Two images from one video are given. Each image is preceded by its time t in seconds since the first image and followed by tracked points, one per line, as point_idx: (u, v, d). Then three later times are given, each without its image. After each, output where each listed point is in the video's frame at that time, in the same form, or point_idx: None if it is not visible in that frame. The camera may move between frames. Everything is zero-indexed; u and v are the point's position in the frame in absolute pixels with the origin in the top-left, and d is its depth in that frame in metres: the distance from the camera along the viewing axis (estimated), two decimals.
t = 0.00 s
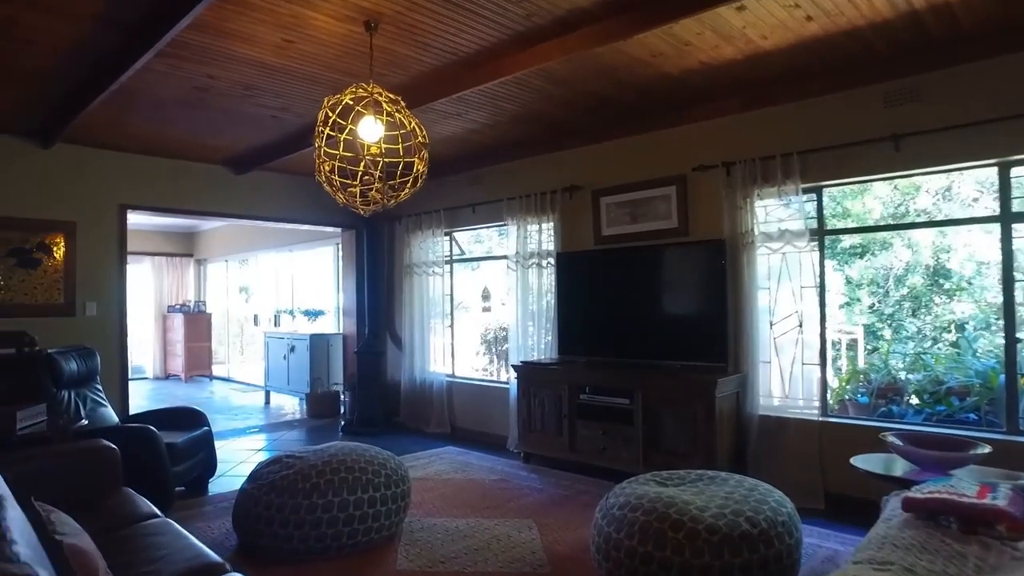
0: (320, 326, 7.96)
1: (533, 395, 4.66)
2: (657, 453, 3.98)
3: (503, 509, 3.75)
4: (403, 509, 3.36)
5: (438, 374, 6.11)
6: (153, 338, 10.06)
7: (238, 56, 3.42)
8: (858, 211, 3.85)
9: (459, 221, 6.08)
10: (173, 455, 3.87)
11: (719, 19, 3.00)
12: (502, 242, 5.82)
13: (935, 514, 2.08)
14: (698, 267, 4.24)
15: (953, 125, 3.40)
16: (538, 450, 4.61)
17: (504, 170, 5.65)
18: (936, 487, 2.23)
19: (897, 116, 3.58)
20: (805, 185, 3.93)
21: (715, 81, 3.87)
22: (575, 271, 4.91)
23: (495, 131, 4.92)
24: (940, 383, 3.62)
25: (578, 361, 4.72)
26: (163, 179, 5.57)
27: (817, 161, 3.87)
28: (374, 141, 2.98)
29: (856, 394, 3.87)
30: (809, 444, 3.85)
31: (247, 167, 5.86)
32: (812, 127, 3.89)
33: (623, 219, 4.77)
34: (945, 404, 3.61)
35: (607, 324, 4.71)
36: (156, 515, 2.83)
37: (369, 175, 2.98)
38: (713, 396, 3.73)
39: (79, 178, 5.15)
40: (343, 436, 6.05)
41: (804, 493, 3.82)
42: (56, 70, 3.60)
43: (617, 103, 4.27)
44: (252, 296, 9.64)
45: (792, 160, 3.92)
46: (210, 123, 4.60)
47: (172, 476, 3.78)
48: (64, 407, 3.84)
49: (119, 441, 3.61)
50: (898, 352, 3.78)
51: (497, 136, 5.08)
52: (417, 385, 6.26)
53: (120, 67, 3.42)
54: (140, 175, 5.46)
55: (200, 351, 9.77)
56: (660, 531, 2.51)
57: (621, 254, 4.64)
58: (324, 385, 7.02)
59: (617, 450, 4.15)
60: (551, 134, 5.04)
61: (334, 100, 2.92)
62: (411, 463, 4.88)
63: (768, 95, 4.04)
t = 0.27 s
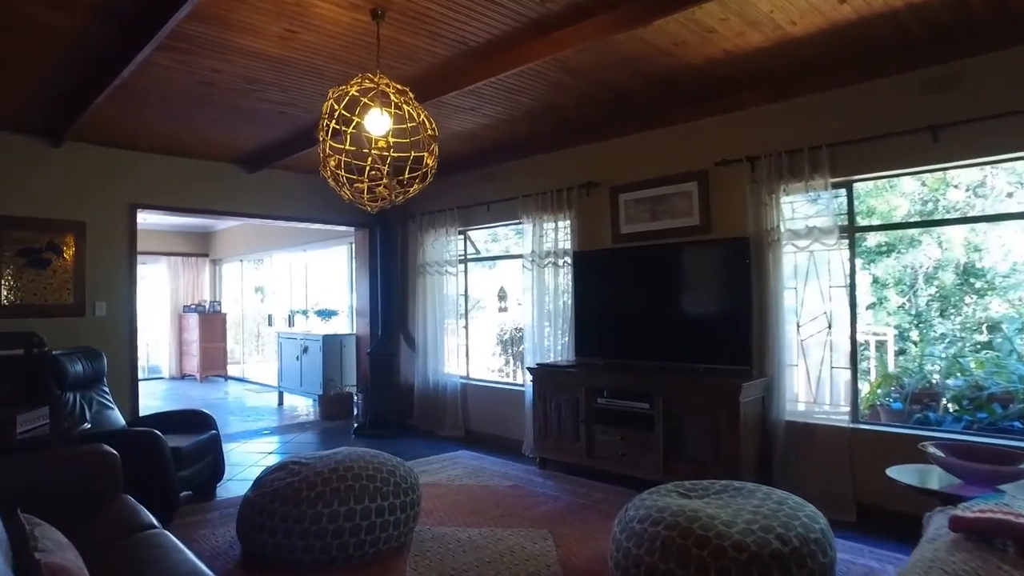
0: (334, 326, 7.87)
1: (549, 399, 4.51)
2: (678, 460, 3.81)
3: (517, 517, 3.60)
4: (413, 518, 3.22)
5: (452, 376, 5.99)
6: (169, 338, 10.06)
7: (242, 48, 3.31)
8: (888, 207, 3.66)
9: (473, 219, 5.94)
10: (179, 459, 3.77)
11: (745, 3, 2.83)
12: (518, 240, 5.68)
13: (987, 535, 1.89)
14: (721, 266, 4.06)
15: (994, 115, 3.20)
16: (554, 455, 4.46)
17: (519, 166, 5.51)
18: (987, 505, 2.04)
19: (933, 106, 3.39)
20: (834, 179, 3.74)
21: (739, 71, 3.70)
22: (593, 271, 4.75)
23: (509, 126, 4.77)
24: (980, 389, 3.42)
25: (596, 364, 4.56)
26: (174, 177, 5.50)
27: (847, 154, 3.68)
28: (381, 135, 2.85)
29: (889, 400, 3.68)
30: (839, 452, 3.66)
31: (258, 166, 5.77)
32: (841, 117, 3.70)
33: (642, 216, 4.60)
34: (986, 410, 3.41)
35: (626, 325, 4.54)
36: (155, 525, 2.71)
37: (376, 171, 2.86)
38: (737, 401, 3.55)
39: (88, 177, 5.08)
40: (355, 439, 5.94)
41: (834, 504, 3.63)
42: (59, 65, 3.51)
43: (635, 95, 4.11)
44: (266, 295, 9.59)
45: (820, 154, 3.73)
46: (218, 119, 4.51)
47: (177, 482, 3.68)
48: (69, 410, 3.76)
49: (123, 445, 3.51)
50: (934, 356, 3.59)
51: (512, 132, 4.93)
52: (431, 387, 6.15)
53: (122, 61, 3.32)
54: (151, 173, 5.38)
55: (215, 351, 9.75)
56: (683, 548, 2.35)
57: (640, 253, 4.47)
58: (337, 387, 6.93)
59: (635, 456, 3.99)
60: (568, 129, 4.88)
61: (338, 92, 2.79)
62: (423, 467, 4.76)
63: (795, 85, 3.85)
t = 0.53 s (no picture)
0: (349, 326, 7.78)
1: (567, 402, 4.35)
2: (701, 467, 3.64)
3: (532, 526, 3.45)
4: (424, 527, 3.08)
5: (467, 377, 5.86)
6: (187, 337, 10.05)
7: (248, 39, 3.20)
8: (912, 205, 3.49)
9: (489, 216, 5.81)
10: (185, 463, 3.67)
11: None
12: (535, 238, 5.53)
13: None
14: (747, 264, 3.88)
15: None
16: (571, 460, 4.30)
17: (535, 162, 5.36)
18: None
19: (975, 93, 3.18)
20: (868, 172, 3.54)
21: (766, 58, 3.52)
22: (612, 269, 4.59)
23: (525, 120, 4.63)
24: None
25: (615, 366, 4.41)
26: (186, 175, 5.43)
27: (882, 145, 3.48)
28: (389, 126, 2.72)
29: (927, 405, 3.47)
30: (874, 460, 3.46)
31: (270, 163, 5.68)
32: (875, 107, 3.50)
33: (663, 212, 4.43)
34: None
35: (646, 326, 4.38)
36: (153, 535, 2.59)
37: (383, 164, 2.73)
38: (765, 406, 3.37)
39: (100, 175, 5.03)
40: (369, 442, 5.83)
41: (867, 515, 3.43)
42: (64, 59, 3.43)
43: (656, 86, 3.94)
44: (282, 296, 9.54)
45: (853, 145, 3.54)
46: (227, 115, 4.41)
47: (182, 487, 3.59)
48: (73, 412, 3.68)
49: (127, 449, 3.42)
50: (975, 359, 3.38)
51: (528, 126, 4.79)
52: (446, 389, 6.02)
53: (126, 53, 3.23)
54: (162, 171, 5.32)
55: (232, 351, 9.72)
56: (709, 566, 2.18)
57: (661, 250, 4.30)
58: (351, 388, 6.83)
59: (656, 463, 3.82)
60: (585, 123, 4.73)
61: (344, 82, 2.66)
62: (437, 472, 4.63)
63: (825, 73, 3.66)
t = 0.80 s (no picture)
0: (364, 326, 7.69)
1: (585, 405, 4.20)
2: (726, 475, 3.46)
3: (548, 536, 3.30)
4: (436, 537, 2.95)
5: (482, 379, 5.73)
6: (204, 337, 10.05)
7: (253, 29, 3.09)
8: (939, 203, 3.34)
9: (505, 214, 5.66)
10: (191, 468, 3.58)
11: None
12: (552, 236, 5.38)
13: None
14: (774, 262, 3.69)
15: None
16: (590, 466, 4.15)
17: (553, 157, 5.21)
18: None
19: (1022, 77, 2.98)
20: (904, 163, 3.34)
21: (795, 44, 3.34)
22: (632, 268, 4.42)
23: (542, 114, 4.48)
24: None
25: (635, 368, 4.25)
26: (198, 173, 5.35)
27: (919, 135, 3.28)
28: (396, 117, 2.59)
29: (969, 411, 3.25)
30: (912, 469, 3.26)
31: (283, 161, 5.59)
32: (913, 94, 3.30)
33: (685, 208, 4.25)
34: None
35: (667, 326, 4.21)
36: (151, 546, 2.46)
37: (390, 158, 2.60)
38: (794, 412, 3.18)
39: (111, 173, 4.97)
40: (383, 444, 5.72)
41: (905, 528, 3.23)
42: (68, 53, 3.35)
43: (678, 76, 3.77)
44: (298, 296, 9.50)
45: (888, 134, 3.34)
46: (237, 111, 4.32)
47: (188, 492, 3.49)
48: (77, 413, 3.61)
49: (131, 453, 3.33)
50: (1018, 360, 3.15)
51: (545, 120, 4.64)
52: (461, 391, 5.89)
53: (129, 46, 3.14)
54: (174, 169, 5.25)
55: (249, 351, 9.69)
56: None
57: (683, 247, 4.13)
58: (365, 389, 6.72)
59: (679, 469, 3.65)
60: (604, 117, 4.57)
61: (349, 70, 2.53)
62: (451, 476, 4.49)
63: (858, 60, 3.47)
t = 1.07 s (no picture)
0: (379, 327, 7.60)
1: (602, 409, 4.05)
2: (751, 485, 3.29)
3: (564, 547, 3.17)
4: (446, 548, 2.82)
5: (498, 381, 5.60)
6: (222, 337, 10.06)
7: (258, 21, 2.99)
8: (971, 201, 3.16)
9: (520, 212, 5.54)
10: (197, 472, 3.49)
11: None
12: (569, 234, 5.23)
13: None
14: (801, 260, 3.51)
15: None
16: (607, 472, 4.00)
17: (569, 153, 5.07)
18: None
19: None
20: (943, 155, 3.15)
21: (823, 31, 3.17)
22: (651, 267, 4.26)
23: (558, 109, 4.34)
24: None
25: (655, 371, 4.09)
26: (209, 172, 5.29)
27: (958, 124, 3.09)
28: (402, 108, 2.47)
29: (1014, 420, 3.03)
30: (950, 480, 3.07)
31: (296, 159, 5.51)
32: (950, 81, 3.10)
33: (707, 204, 4.08)
34: None
35: (688, 327, 4.05)
36: (146, 559, 2.35)
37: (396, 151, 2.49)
38: (824, 419, 3.01)
39: (122, 172, 4.92)
40: (397, 447, 5.61)
41: (944, 542, 3.04)
42: (72, 48, 3.28)
43: (699, 66, 3.61)
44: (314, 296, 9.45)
45: (925, 124, 3.15)
46: (246, 107, 4.23)
47: (193, 497, 3.41)
48: (83, 416, 3.52)
49: (135, 457, 3.25)
50: None
51: (561, 115, 4.50)
52: (476, 392, 5.77)
53: (132, 39, 3.06)
54: (185, 168, 5.19)
55: (265, 351, 9.67)
56: None
57: (705, 245, 3.96)
58: (379, 391, 6.63)
59: (701, 477, 3.49)
60: (622, 112, 4.41)
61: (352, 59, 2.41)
62: (465, 482, 4.36)
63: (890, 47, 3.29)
